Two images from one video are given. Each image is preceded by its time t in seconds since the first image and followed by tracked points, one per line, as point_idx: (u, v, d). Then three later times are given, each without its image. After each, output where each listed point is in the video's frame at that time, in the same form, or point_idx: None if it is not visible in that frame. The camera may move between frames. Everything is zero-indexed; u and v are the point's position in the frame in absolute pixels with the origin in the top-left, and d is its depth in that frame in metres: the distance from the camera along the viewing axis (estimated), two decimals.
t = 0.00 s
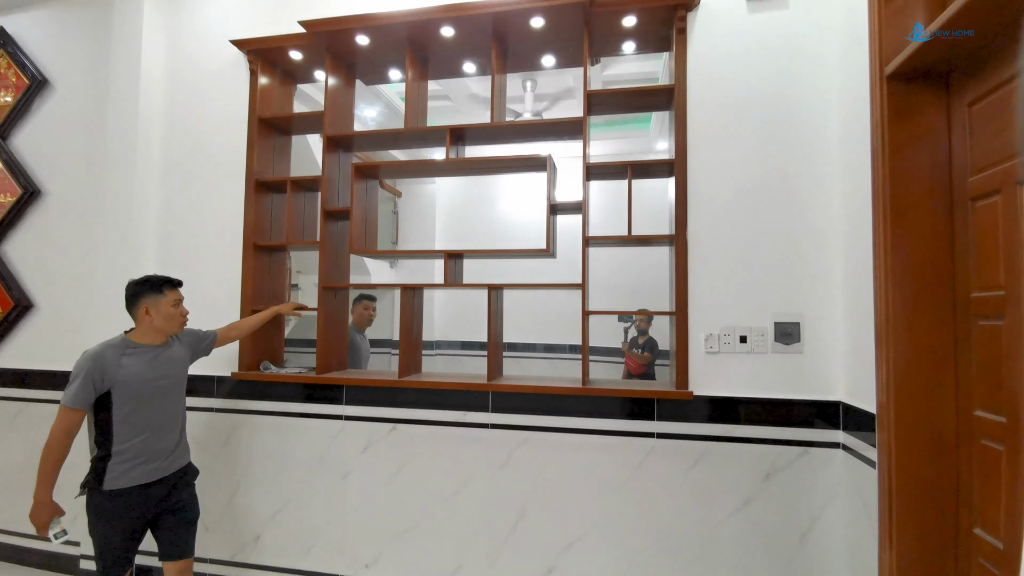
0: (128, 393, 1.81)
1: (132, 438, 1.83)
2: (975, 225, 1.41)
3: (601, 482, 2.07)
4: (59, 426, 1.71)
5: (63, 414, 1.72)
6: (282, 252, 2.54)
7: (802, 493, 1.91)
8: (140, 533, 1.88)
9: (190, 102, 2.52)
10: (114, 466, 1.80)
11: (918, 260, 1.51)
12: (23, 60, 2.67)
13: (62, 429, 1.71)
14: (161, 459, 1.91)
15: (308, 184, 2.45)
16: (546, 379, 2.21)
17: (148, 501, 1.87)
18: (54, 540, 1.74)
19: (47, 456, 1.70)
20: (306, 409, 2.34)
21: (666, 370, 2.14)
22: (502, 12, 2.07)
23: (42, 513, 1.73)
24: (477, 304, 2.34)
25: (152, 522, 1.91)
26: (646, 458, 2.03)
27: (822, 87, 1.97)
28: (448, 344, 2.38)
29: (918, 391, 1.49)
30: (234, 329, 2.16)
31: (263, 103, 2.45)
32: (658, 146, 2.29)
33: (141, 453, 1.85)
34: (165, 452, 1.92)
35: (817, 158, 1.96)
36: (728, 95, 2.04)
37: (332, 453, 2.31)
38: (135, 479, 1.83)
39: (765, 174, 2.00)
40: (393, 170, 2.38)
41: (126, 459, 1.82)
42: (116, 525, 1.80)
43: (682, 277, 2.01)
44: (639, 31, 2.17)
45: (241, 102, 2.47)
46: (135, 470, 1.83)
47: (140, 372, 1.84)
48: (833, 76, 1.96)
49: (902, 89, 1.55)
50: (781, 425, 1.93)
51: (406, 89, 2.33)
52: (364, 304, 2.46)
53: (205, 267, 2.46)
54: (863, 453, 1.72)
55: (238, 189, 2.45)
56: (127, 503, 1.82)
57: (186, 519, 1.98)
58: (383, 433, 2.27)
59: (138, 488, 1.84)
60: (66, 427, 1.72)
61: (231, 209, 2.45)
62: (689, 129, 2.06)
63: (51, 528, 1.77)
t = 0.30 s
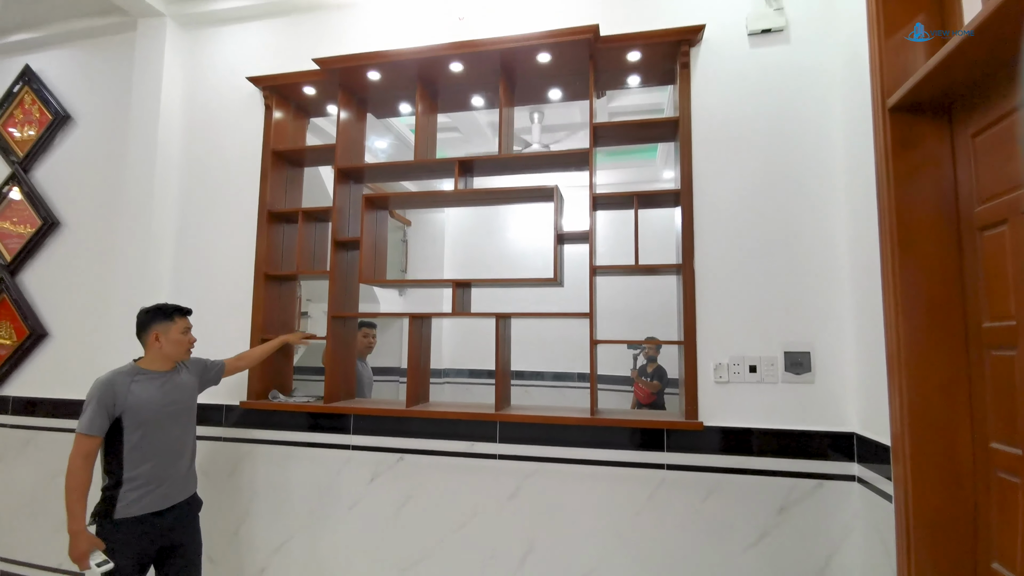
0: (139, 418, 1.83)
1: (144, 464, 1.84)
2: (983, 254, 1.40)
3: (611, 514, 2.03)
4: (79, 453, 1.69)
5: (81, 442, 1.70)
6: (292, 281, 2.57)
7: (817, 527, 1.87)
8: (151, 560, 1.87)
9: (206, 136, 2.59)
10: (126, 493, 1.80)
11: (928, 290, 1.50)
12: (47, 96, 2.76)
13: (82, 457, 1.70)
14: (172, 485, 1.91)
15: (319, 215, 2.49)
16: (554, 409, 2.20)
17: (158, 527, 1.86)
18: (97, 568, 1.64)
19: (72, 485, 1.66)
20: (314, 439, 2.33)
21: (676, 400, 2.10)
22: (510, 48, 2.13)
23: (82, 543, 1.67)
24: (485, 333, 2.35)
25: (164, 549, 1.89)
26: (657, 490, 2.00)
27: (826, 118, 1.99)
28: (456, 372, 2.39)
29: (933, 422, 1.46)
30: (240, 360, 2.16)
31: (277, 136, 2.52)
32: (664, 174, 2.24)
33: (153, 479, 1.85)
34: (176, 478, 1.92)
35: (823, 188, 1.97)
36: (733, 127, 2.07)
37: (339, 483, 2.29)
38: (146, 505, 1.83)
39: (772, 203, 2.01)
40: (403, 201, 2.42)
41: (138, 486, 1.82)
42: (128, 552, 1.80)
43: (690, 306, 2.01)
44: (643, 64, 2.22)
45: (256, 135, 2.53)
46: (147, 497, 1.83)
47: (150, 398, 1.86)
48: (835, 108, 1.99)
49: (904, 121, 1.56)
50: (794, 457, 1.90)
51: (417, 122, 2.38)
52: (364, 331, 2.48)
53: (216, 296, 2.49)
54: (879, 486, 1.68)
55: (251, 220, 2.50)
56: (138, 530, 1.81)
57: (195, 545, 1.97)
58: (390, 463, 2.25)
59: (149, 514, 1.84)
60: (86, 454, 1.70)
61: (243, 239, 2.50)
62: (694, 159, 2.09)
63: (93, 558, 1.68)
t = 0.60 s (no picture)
0: (149, 452, 1.81)
1: (152, 499, 1.81)
2: (995, 286, 1.39)
3: (622, 554, 1.97)
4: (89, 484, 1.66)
5: (92, 475, 1.67)
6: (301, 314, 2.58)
7: (836, 569, 1.80)
8: None
9: (220, 173, 2.65)
10: (133, 529, 1.77)
11: (941, 321, 1.48)
12: (68, 135, 2.84)
13: (94, 487, 1.67)
14: (178, 520, 1.88)
15: (328, 249, 2.52)
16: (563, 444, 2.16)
17: (163, 564, 1.82)
18: None
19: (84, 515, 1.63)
20: (319, 474, 2.30)
21: (687, 435, 2.05)
22: (517, 86, 2.19)
23: None
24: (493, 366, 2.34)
25: None
26: (669, 528, 1.95)
27: (830, 152, 2.01)
28: (463, 406, 2.34)
29: (952, 458, 1.42)
30: (243, 392, 2.16)
31: (289, 172, 2.57)
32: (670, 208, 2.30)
33: (159, 514, 1.82)
34: (182, 513, 1.90)
35: (830, 221, 1.98)
36: (737, 161, 2.10)
37: (344, 520, 2.25)
38: (152, 540, 1.80)
39: (779, 236, 2.01)
40: (412, 234, 2.45)
41: (145, 521, 1.79)
42: None
43: (699, 338, 2.00)
44: (647, 101, 2.27)
45: (268, 171, 2.59)
46: (153, 532, 1.80)
47: (159, 431, 1.84)
48: (839, 142, 2.01)
49: (908, 154, 1.58)
50: (810, 494, 1.85)
51: (425, 158, 2.43)
52: (370, 363, 2.44)
53: (225, 329, 2.51)
54: (898, 525, 1.63)
55: (262, 254, 2.53)
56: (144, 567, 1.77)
57: None
58: (396, 499, 2.21)
59: (154, 551, 1.81)
60: (97, 486, 1.68)
61: (254, 273, 2.52)
62: (700, 192, 2.11)
63: None
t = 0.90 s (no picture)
0: (144, 480, 1.80)
1: (146, 529, 1.79)
2: (1004, 308, 1.37)
3: None
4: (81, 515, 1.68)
5: (83, 505, 1.68)
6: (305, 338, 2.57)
7: None
8: None
9: (228, 199, 2.69)
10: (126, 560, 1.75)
11: (951, 344, 1.46)
12: (80, 162, 2.90)
13: (85, 520, 1.68)
14: (174, 549, 1.85)
15: (334, 273, 2.53)
16: (569, 470, 2.13)
17: None
18: None
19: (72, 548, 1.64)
20: (322, 500, 2.28)
21: (695, 460, 2.03)
22: (520, 112, 2.22)
23: None
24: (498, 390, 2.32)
25: None
26: (678, 557, 1.90)
27: (833, 175, 2.02)
28: (467, 431, 2.31)
29: (966, 485, 1.39)
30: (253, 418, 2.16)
31: (295, 198, 2.60)
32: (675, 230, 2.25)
33: (154, 544, 1.80)
34: (178, 543, 1.87)
35: (835, 243, 1.97)
36: (740, 184, 2.11)
37: (346, 548, 2.21)
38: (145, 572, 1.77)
39: (784, 259, 2.01)
40: (416, 258, 2.46)
41: (139, 551, 1.76)
42: None
43: (705, 362, 1.98)
44: (650, 125, 2.29)
45: (276, 197, 2.62)
46: (147, 563, 1.78)
47: (156, 459, 1.83)
48: (842, 165, 2.01)
49: (912, 177, 1.58)
50: (822, 522, 1.81)
51: (430, 182, 2.46)
52: (380, 388, 2.43)
53: (230, 354, 2.51)
54: (913, 554, 1.59)
55: (268, 278, 2.55)
56: None
57: None
58: (399, 526, 2.18)
59: None
60: (89, 518, 1.69)
61: (260, 297, 2.54)
62: (704, 215, 2.11)
63: None
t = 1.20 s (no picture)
0: (160, 493, 1.80)
1: (161, 541, 1.80)
2: (1018, 315, 1.35)
3: None
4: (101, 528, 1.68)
5: (103, 519, 1.69)
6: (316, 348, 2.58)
7: None
8: None
9: (241, 211, 2.72)
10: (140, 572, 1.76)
11: (965, 352, 1.44)
12: (98, 176, 2.95)
13: (106, 534, 1.68)
14: (188, 562, 1.86)
15: (344, 283, 2.56)
16: (579, 480, 2.12)
17: None
18: None
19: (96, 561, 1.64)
20: (332, 510, 2.28)
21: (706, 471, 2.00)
22: (528, 123, 2.24)
23: None
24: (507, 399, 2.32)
25: None
26: (689, 570, 1.87)
27: (843, 183, 2.01)
28: (476, 441, 2.30)
29: (982, 495, 1.36)
30: (263, 426, 2.16)
31: (307, 209, 2.63)
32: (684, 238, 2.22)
33: (168, 557, 1.80)
34: (192, 556, 1.87)
35: (845, 251, 1.96)
36: (749, 193, 2.10)
37: (355, 558, 2.21)
38: None
39: (793, 267, 2.00)
40: (426, 267, 2.48)
41: (153, 564, 1.77)
42: None
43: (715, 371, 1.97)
44: (658, 135, 2.30)
45: (287, 208, 2.65)
46: None
47: (172, 472, 1.84)
48: (852, 172, 2.00)
49: (922, 184, 1.57)
50: (836, 534, 1.77)
51: (440, 193, 2.49)
52: (397, 399, 2.41)
53: (242, 364, 2.53)
54: (930, 567, 1.55)
55: (279, 288, 2.57)
56: None
57: None
58: (409, 537, 2.17)
59: None
60: (109, 531, 1.69)
61: (271, 308, 2.56)
62: (712, 224, 2.11)
63: None
